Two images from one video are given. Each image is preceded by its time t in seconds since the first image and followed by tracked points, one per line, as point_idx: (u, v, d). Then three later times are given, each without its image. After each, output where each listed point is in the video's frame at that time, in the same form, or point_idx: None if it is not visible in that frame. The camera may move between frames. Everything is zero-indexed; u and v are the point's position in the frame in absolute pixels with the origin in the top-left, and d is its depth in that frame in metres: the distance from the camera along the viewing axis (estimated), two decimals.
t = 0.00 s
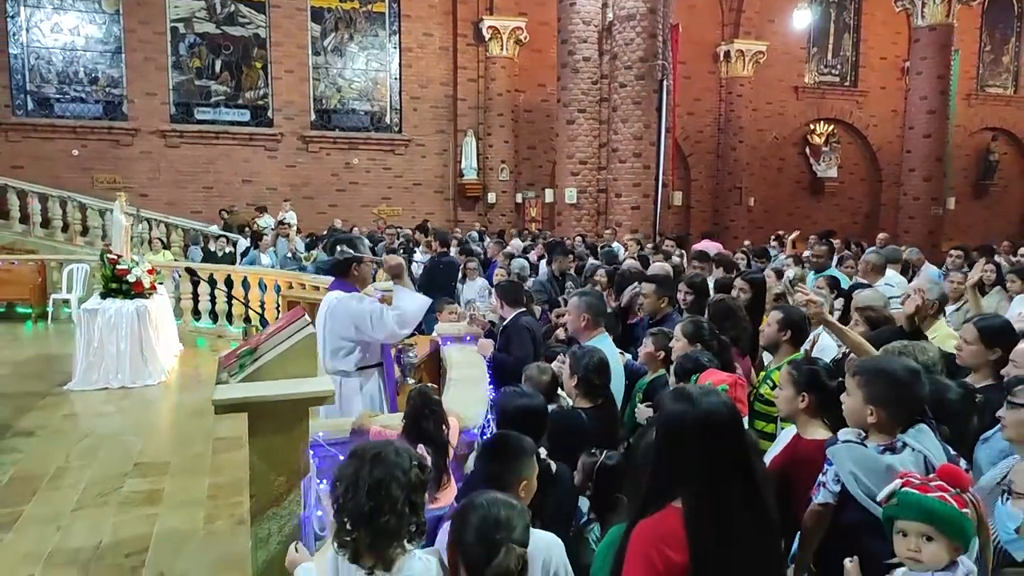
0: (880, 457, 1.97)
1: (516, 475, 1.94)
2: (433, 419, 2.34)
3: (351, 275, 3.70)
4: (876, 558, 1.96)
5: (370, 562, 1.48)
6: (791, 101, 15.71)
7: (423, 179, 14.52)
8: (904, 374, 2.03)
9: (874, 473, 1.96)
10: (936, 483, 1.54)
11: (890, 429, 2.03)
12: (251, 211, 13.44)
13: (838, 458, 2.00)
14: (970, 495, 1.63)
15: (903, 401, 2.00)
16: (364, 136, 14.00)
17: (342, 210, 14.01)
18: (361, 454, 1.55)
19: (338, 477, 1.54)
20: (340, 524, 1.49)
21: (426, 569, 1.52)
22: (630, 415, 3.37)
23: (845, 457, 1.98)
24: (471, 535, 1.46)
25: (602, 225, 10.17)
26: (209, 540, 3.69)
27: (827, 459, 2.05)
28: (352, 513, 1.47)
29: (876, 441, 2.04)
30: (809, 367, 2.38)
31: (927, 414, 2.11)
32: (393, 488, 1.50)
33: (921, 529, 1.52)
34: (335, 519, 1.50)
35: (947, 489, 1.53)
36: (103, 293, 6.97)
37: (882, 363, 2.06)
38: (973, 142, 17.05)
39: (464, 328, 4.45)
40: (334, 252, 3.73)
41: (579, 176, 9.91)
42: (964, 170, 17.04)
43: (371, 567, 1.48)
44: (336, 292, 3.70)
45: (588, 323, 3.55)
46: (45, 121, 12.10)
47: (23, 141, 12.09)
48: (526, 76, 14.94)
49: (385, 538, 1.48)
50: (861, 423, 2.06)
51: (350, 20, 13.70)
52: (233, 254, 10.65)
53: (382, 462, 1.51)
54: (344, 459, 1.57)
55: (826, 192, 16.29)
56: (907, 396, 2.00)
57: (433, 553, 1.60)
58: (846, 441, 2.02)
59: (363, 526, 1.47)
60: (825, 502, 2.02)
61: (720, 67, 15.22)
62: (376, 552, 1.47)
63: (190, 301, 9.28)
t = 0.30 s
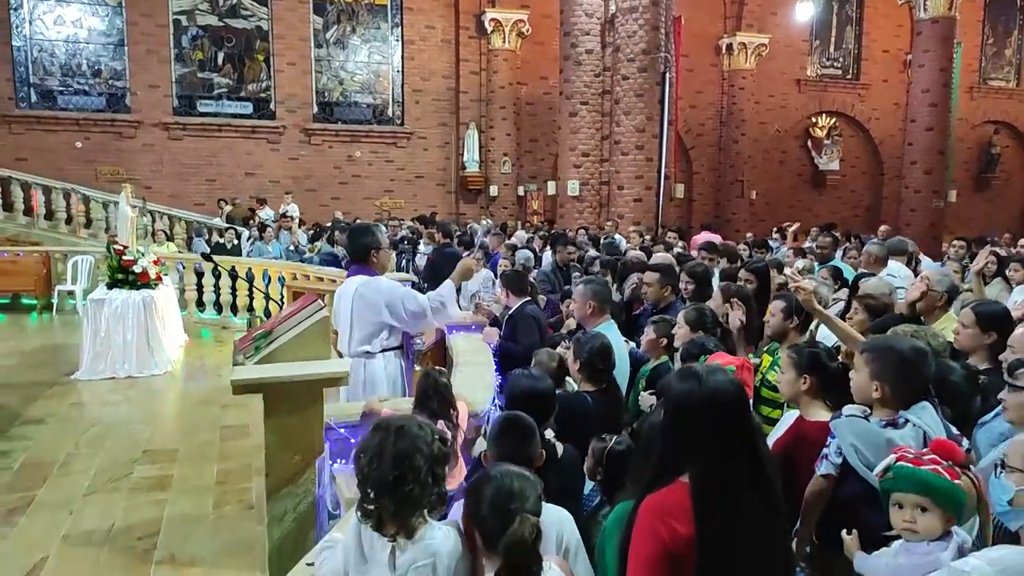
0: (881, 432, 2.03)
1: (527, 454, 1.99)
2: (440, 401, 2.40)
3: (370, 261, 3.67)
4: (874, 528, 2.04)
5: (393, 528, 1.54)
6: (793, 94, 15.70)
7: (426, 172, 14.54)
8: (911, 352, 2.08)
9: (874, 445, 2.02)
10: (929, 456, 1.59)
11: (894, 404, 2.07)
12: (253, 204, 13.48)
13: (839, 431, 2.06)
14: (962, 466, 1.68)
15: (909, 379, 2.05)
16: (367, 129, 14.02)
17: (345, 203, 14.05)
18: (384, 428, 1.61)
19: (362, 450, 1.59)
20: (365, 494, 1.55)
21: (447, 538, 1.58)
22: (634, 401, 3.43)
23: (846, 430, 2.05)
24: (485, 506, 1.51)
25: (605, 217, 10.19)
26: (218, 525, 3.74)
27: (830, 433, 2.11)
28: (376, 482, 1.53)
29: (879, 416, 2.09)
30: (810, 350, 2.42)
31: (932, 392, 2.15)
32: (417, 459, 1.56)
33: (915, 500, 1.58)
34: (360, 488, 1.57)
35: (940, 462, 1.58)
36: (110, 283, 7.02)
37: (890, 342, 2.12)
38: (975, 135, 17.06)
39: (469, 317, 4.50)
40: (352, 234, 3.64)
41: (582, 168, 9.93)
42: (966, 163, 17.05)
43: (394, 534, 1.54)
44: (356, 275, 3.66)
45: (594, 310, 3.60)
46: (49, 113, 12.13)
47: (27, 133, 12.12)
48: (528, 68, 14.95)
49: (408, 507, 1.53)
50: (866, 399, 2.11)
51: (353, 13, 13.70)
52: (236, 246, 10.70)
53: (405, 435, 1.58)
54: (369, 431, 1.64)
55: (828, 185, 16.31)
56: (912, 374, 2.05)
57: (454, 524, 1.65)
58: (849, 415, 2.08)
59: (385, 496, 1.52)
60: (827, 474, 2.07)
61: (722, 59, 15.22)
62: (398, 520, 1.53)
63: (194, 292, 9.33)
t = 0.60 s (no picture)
0: (881, 401, 2.10)
1: (541, 423, 2.06)
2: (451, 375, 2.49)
3: (388, 243, 3.73)
4: (868, 491, 2.13)
5: (419, 488, 1.62)
6: (796, 83, 15.71)
7: (428, 161, 14.58)
8: (911, 324, 2.16)
9: (871, 413, 2.10)
10: (918, 424, 1.64)
11: (892, 373, 2.16)
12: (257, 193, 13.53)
13: (838, 399, 2.15)
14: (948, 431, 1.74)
15: (908, 350, 2.13)
16: (369, 118, 14.05)
17: (347, 191, 14.09)
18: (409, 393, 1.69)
19: (389, 413, 1.68)
20: (391, 455, 1.63)
21: (471, 497, 1.65)
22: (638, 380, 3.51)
23: (845, 398, 2.13)
24: (504, 467, 1.58)
25: (607, 205, 10.24)
26: (230, 502, 3.82)
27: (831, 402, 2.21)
28: (403, 442, 1.61)
29: (879, 385, 2.18)
30: (811, 327, 2.48)
31: (931, 363, 2.22)
32: (443, 424, 1.64)
33: (908, 467, 1.62)
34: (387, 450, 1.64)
35: (929, 429, 1.63)
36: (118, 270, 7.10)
37: (891, 315, 2.20)
38: (977, 124, 17.07)
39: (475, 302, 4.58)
40: (369, 217, 3.66)
41: (584, 156, 9.96)
42: (968, 152, 17.08)
43: (419, 493, 1.63)
44: (376, 255, 3.75)
45: (599, 292, 3.67)
46: (53, 102, 12.17)
47: (31, 122, 12.17)
48: (531, 58, 14.96)
49: (434, 468, 1.62)
50: (866, 368, 2.20)
51: (355, 1, 13.72)
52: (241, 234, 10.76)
53: (432, 400, 1.65)
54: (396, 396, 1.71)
55: (830, 174, 16.33)
56: (911, 345, 2.14)
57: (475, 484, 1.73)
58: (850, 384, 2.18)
59: (410, 456, 1.60)
60: (828, 440, 2.18)
61: (724, 48, 15.21)
62: (423, 480, 1.62)
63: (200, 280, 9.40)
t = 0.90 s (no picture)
0: (876, 383, 2.17)
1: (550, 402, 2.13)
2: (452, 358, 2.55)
3: (394, 230, 3.77)
4: (861, 469, 2.19)
5: (442, 460, 1.68)
6: (796, 71, 15.69)
7: (428, 150, 14.59)
8: (904, 306, 2.23)
9: (865, 395, 2.18)
10: (910, 403, 1.73)
11: (886, 357, 2.24)
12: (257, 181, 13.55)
13: (836, 381, 2.23)
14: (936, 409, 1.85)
15: (900, 333, 2.20)
16: (370, 107, 14.04)
17: (348, 180, 14.11)
18: (427, 370, 1.75)
19: (406, 392, 1.74)
20: (414, 429, 1.70)
21: (493, 464, 1.74)
22: (640, 365, 3.59)
23: (841, 379, 2.22)
24: (525, 442, 1.59)
25: (607, 193, 10.27)
26: (239, 486, 3.89)
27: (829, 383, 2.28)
28: (424, 417, 1.68)
29: (875, 366, 2.26)
30: (807, 312, 2.53)
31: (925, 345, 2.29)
32: (460, 395, 1.71)
33: (900, 445, 1.70)
34: (409, 424, 1.71)
35: (920, 408, 1.71)
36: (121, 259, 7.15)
37: (885, 300, 2.26)
38: (978, 112, 17.07)
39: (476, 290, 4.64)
40: (376, 205, 3.73)
41: (585, 145, 9.98)
42: (968, 139, 17.07)
43: (443, 465, 1.69)
44: (382, 242, 3.80)
45: (600, 279, 3.72)
46: (53, 91, 12.18)
47: (31, 111, 12.18)
48: (531, 46, 14.94)
49: (455, 439, 1.69)
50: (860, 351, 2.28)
51: None
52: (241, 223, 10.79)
53: (446, 374, 1.73)
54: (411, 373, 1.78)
55: (830, 162, 16.35)
56: (905, 329, 2.20)
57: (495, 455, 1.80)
58: (846, 365, 2.26)
59: (434, 428, 1.67)
60: (825, 420, 2.26)
61: (725, 35, 15.18)
62: (446, 450, 1.68)
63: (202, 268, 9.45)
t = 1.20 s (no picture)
0: (864, 377, 2.24)
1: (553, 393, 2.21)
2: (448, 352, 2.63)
3: (401, 225, 3.85)
4: (851, 462, 2.25)
5: (467, 446, 1.73)
6: (796, 65, 15.71)
7: (428, 144, 14.62)
8: (891, 303, 2.31)
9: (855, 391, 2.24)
10: (890, 395, 1.81)
11: (875, 353, 2.30)
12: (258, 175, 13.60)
13: (827, 379, 2.30)
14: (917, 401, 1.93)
15: (887, 330, 2.28)
16: (370, 101, 14.08)
17: (348, 174, 14.15)
18: (447, 363, 1.79)
19: (425, 387, 1.78)
20: (438, 419, 1.75)
21: (515, 444, 1.77)
22: (637, 359, 3.65)
23: (832, 377, 2.29)
24: (542, 431, 1.71)
25: (607, 188, 10.32)
26: (243, 477, 3.96)
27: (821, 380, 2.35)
28: (450, 407, 1.73)
29: (863, 364, 2.31)
30: (797, 307, 2.60)
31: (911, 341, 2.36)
32: (479, 384, 1.76)
33: (881, 436, 1.78)
34: (434, 412, 1.76)
35: (900, 400, 1.80)
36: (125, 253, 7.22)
37: (873, 299, 2.33)
38: (977, 107, 17.09)
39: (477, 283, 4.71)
40: (384, 199, 3.82)
41: (584, 140, 10.03)
42: (968, 134, 17.11)
43: (469, 452, 1.73)
44: (389, 237, 3.90)
45: (598, 274, 3.78)
46: (54, 85, 12.21)
47: (33, 105, 12.23)
48: (531, 40, 14.96)
49: (481, 425, 1.73)
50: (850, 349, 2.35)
51: None
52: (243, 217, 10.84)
53: (462, 364, 1.78)
54: (429, 365, 1.82)
55: (830, 156, 16.39)
56: (891, 324, 2.28)
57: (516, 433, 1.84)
58: (837, 363, 2.33)
59: (459, 417, 1.72)
60: (820, 417, 2.33)
61: (725, 30, 15.20)
62: (473, 438, 1.72)
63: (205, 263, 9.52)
